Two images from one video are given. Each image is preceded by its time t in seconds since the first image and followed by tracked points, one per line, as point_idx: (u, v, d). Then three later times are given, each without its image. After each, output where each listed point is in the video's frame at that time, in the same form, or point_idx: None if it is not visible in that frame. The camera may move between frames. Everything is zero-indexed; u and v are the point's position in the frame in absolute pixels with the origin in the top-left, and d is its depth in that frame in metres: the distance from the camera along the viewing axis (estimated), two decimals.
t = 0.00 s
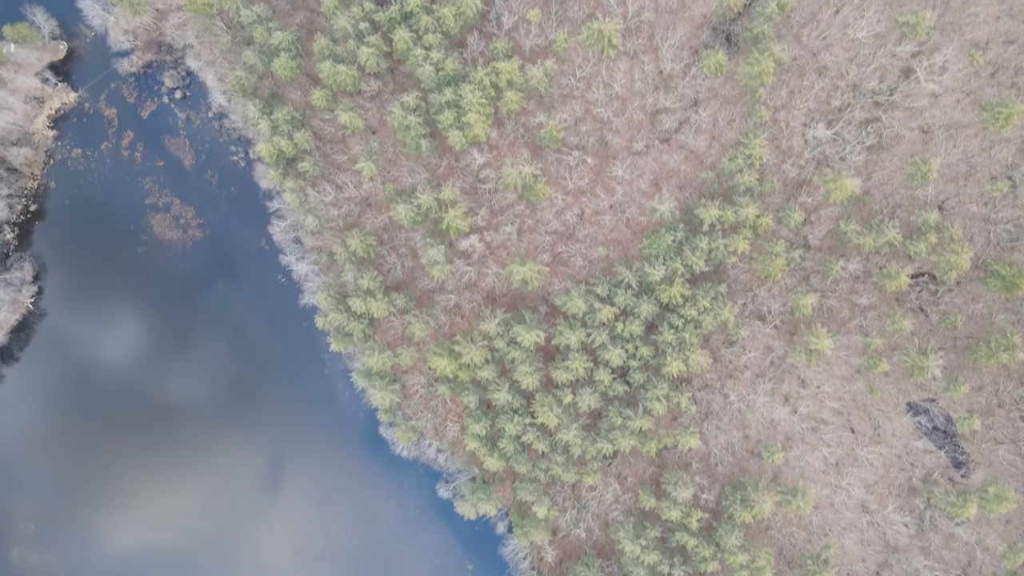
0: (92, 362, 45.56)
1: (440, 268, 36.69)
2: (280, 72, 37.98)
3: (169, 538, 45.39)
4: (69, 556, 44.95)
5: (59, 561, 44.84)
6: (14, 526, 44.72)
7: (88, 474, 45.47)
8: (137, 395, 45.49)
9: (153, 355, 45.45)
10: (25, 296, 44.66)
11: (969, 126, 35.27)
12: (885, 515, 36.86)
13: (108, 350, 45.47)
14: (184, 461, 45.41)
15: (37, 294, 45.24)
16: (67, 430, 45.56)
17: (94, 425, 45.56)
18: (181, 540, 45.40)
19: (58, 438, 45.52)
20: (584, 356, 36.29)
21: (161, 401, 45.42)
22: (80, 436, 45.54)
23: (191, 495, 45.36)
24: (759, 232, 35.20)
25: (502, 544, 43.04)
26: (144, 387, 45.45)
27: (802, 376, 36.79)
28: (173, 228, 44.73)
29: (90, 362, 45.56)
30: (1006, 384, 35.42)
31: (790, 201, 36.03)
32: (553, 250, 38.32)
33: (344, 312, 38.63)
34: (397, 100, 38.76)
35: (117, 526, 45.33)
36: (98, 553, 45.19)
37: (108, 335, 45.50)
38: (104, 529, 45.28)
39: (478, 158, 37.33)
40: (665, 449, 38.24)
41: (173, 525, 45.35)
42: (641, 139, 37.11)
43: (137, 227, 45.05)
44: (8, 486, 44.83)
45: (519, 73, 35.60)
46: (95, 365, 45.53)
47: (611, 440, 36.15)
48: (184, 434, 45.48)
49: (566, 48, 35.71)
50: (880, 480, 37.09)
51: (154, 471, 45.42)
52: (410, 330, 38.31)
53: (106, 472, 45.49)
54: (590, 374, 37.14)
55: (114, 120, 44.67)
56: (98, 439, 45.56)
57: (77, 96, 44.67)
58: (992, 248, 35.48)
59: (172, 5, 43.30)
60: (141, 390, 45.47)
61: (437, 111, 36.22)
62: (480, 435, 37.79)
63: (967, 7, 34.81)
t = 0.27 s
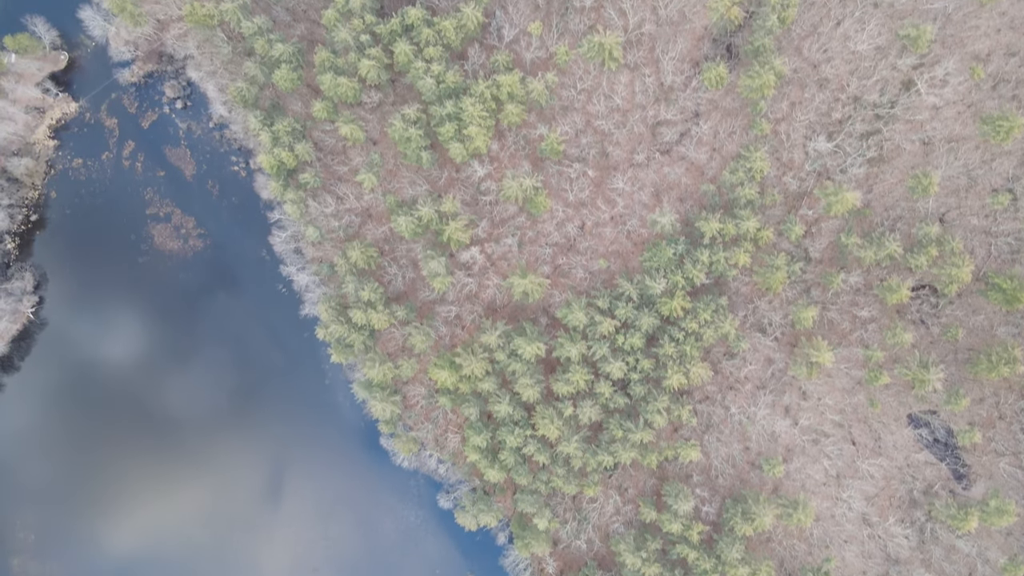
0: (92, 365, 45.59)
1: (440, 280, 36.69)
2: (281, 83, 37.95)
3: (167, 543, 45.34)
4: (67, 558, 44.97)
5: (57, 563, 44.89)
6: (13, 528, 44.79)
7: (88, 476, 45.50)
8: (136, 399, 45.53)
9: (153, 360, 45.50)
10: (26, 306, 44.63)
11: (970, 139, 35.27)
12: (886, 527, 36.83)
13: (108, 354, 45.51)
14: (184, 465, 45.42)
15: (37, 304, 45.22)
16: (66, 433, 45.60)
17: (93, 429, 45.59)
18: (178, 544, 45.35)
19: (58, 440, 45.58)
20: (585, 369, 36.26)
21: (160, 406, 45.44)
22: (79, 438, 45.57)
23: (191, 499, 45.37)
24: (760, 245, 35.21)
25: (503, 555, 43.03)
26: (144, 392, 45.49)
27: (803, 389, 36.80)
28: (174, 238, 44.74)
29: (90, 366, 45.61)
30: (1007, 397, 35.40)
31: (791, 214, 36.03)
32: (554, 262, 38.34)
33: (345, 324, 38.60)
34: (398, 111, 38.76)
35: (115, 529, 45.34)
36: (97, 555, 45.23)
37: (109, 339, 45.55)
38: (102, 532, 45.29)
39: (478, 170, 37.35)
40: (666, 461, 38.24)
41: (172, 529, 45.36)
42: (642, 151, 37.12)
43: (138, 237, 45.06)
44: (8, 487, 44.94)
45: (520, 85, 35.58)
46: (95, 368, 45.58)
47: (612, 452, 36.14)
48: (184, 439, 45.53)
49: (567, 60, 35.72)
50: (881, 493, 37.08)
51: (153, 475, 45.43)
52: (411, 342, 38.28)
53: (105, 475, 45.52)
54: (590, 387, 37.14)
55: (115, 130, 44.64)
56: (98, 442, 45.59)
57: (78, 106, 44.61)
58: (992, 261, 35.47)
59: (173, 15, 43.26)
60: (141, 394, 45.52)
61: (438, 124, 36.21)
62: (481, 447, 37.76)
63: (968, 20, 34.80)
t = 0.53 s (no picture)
0: (92, 366, 45.60)
1: (441, 292, 36.68)
2: (281, 95, 37.93)
3: (166, 546, 45.33)
4: (66, 559, 44.98)
5: (56, 564, 44.92)
6: (13, 528, 44.84)
7: (88, 478, 45.51)
8: (136, 401, 45.53)
9: (153, 363, 45.48)
10: (26, 316, 44.60)
11: (970, 152, 35.29)
12: (887, 540, 36.79)
13: (108, 356, 45.53)
14: (184, 469, 45.41)
15: (38, 314, 45.17)
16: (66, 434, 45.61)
17: (93, 431, 45.60)
18: (178, 548, 45.36)
19: (59, 440, 45.63)
20: (586, 381, 36.24)
21: (160, 409, 45.45)
22: (79, 439, 45.57)
23: (190, 503, 45.37)
24: (761, 258, 35.21)
25: (503, 566, 43.04)
26: (144, 395, 45.50)
27: (804, 401, 36.83)
28: (175, 249, 44.75)
29: (90, 368, 45.62)
30: (1008, 411, 35.38)
31: (791, 227, 36.03)
32: (555, 275, 38.37)
33: (346, 336, 38.59)
34: (398, 123, 38.76)
35: (114, 530, 45.34)
36: (96, 556, 45.25)
37: (109, 342, 45.56)
38: (101, 533, 45.30)
39: (479, 183, 37.38)
40: (666, 474, 38.25)
41: (171, 532, 45.37)
42: (643, 164, 37.13)
43: (139, 247, 45.07)
44: (8, 487, 45.02)
45: (520, 98, 35.59)
46: (96, 369, 45.59)
47: (613, 465, 36.14)
48: (184, 443, 45.52)
49: (568, 73, 35.74)
50: (882, 506, 37.07)
51: (153, 478, 45.42)
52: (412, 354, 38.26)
53: (104, 477, 45.54)
54: (591, 399, 37.15)
55: (116, 141, 44.60)
56: (97, 444, 45.60)
57: (79, 116, 44.59)
58: (993, 273, 35.47)
59: (174, 26, 43.25)
60: (140, 397, 45.53)
61: (439, 136, 36.22)
62: (482, 459, 37.74)
63: (969, 32, 34.79)
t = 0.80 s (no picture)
0: (94, 367, 45.60)
1: (442, 307, 36.66)
2: (282, 109, 37.93)
3: (166, 549, 45.36)
4: (66, 560, 45.03)
5: (56, 565, 44.99)
6: (13, 528, 44.94)
7: (88, 479, 45.51)
8: (136, 404, 45.52)
9: (154, 367, 45.51)
10: (27, 328, 44.61)
11: (971, 167, 35.29)
12: (888, 555, 36.73)
13: (109, 359, 45.54)
14: (185, 474, 45.41)
15: (38, 326, 45.16)
16: (66, 435, 45.60)
17: (94, 432, 45.60)
18: (177, 551, 45.37)
19: (60, 441, 45.64)
20: (587, 396, 36.21)
21: (161, 413, 45.45)
22: (79, 441, 45.57)
23: (190, 508, 45.39)
24: (762, 273, 35.21)
25: None
26: (145, 397, 45.52)
27: (804, 416, 36.87)
28: (175, 260, 44.76)
29: (91, 370, 45.62)
30: (1009, 426, 35.37)
31: (792, 242, 36.03)
32: (556, 289, 38.38)
33: (346, 349, 38.55)
34: (399, 137, 38.76)
35: (113, 532, 45.38)
36: (96, 557, 45.25)
37: (110, 344, 45.55)
38: (101, 535, 45.32)
39: (480, 197, 37.40)
40: (667, 488, 38.24)
41: (171, 535, 45.37)
42: (644, 178, 37.14)
43: (139, 259, 45.09)
44: (9, 487, 45.12)
45: (521, 113, 35.61)
46: (97, 369, 45.59)
47: (614, 480, 36.12)
48: (185, 447, 45.52)
49: (569, 88, 35.77)
50: (882, 520, 37.05)
51: (154, 481, 45.43)
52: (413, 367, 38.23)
53: (105, 479, 45.55)
54: (592, 413, 37.17)
55: (117, 152, 44.63)
56: (98, 446, 45.59)
57: (80, 128, 44.58)
58: (994, 288, 35.48)
59: (175, 39, 43.25)
60: (142, 400, 45.54)
61: (440, 151, 36.22)
62: (482, 473, 37.72)
63: (970, 47, 34.78)
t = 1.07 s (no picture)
0: (95, 367, 45.59)
1: (443, 319, 36.66)
2: (283, 120, 37.92)
3: (165, 550, 45.38)
4: (64, 559, 45.07)
5: (54, 564, 45.04)
6: (13, 526, 45.06)
7: (88, 479, 45.53)
8: (138, 405, 45.55)
9: (156, 369, 45.54)
10: (28, 338, 44.61)
11: (972, 180, 35.28)
12: (889, 568, 36.70)
13: (110, 359, 45.53)
14: (185, 476, 45.43)
15: (39, 336, 45.16)
16: (66, 434, 45.60)
17: (94, 432, 45.61)
18: (176, 553, 45.38)
19: (61, 440, 45.64)
20: (587, 408, 36.20)
21: (162, 414, 45.49)
22: (79, 441, 45.58)
23: (191, 510, 45.40)
24: (763, 286, 35.21)
25: None
26: (146, 398, 45.56)
27: (804, 429, 36.91)
28: (176, 270, 44.77)
29: (92, 370, 45.62)
30: (1010, 439, 35.36)
31: (793, 255, 36.02)
32: (556, 301, 38.41)
33: (347, 361, 38.52)
34: (400, 149, 38.76)
35: (113, 533, 45.39)
36: (95, 558, 45.24)
37: (111, 345, 45.53)
38: (100, 535, 45.31)
39: (481, 209, 37.41)
40: (668, 500, 38.23)
41: (170, 537, 45.38)
42: (644, 191, 37.15)
43: (140, 268, 45.09)
44: (10, 485, 45.25)
45: (522, 125, 35.61)
46: (99, 369, 45.59)
47: (615, 492, 36.10)
48: (186, 449, 45.50)
49: (570, 100, 35.80)
50: (883, 533, 37.04)
51: (154, 482, 45.45)
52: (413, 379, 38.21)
53: (105, 479, 45.54)
54: (593, 426, 37.17)
55: (117, 162, 44.62)
56: (97, 446, 45.59)
57: (81, 138, 44.57)
58: (995, 301, 35.45)
59: (176, 49, 43.25)
60: (142, 400, 45.57)
61: (441, 163, 36.20)
62: (483, 485, 37.66)
63: (971, 60, 34.76)
